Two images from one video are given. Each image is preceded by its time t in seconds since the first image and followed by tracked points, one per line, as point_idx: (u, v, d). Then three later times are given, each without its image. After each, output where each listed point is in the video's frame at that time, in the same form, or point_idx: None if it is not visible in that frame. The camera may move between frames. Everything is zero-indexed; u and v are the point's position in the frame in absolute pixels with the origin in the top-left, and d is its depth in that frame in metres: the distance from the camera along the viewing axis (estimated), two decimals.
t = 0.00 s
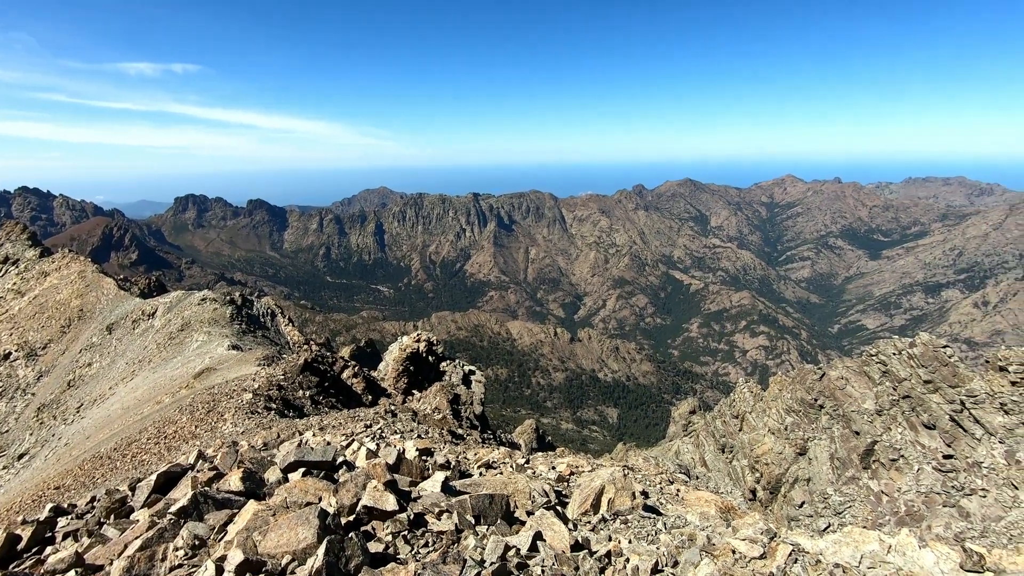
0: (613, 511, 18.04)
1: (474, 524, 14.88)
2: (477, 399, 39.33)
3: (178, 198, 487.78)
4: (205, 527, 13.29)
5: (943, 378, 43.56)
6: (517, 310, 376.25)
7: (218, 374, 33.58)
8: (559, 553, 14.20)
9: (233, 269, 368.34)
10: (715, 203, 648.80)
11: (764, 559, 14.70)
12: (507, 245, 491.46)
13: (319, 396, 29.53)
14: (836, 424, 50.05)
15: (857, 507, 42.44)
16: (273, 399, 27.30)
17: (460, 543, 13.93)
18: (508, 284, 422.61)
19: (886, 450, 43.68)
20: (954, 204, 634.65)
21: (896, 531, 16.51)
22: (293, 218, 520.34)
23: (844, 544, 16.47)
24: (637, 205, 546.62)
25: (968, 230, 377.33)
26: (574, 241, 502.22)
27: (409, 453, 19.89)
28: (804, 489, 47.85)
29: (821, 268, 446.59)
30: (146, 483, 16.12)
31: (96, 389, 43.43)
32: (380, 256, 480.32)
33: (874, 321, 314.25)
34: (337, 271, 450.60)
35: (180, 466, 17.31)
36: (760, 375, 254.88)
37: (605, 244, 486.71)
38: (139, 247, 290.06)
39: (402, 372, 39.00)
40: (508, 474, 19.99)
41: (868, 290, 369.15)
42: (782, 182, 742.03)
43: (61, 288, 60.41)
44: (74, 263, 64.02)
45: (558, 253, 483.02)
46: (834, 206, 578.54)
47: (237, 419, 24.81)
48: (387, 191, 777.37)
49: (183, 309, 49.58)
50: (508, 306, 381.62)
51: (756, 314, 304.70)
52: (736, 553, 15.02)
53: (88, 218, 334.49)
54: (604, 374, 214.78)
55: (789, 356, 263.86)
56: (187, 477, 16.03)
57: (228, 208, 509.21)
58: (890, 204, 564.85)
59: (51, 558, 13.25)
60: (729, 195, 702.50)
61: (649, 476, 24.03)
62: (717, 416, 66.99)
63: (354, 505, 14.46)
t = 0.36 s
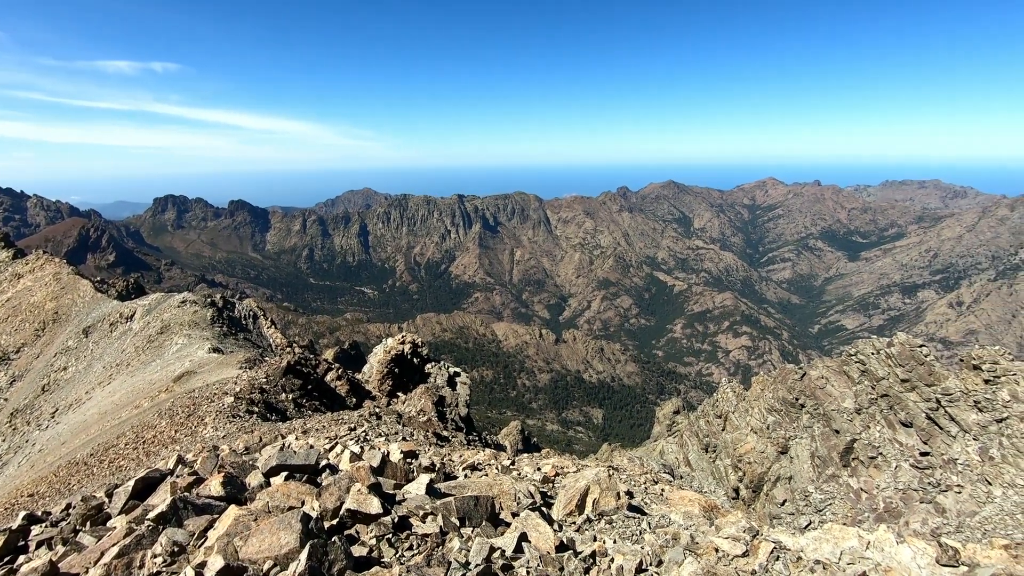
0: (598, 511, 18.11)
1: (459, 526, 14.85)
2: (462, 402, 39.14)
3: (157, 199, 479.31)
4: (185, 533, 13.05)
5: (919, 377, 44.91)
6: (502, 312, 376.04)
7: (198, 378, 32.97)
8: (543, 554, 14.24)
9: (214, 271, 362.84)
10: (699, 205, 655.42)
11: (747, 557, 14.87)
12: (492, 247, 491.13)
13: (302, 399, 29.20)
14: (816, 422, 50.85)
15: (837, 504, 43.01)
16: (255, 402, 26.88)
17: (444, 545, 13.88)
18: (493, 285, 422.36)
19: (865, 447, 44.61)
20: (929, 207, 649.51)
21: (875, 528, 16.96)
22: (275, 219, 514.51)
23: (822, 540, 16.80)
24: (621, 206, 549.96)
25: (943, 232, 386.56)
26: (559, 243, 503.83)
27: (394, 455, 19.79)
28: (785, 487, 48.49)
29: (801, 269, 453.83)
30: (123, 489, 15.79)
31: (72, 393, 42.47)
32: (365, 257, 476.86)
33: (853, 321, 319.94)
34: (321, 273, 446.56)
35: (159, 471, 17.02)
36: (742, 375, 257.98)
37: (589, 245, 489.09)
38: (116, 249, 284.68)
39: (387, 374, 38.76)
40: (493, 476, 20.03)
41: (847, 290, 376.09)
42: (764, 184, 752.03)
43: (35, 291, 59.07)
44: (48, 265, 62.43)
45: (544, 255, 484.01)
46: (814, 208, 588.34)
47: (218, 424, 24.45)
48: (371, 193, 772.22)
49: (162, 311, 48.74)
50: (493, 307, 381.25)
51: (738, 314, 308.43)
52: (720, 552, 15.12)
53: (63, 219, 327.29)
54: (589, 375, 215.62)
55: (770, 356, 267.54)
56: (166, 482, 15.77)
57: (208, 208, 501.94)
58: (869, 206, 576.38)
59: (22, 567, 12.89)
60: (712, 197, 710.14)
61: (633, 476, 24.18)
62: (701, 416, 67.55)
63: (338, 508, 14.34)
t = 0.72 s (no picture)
0: (584, 511, 18.15)
1: (445, 527, 14.86)
2: (449, 402, 39.01)
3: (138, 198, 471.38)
4: (166, 538, 12.85)
5: (900, 374, 45.67)
6: (489, 312, 375.43)
7: (181, 380, 32.58)
8: (531, 554, 14.24)
9: (197, 272, 358.00)
10: (684, 206, 660.47)
11: (732, 554, 15.02)
12: (480, 247, 490.23)
13: (287, 400, 28.93)
14: (799, 420, 51.56)
15: (820, 500, 43.65)
16: (239, 404, 26.58)
17: (431, 546, 13.79)
18: (480, 285, 421.70)
19: (847, 445, 45.28)
20: (908, 207, 661.68)
21: (856, 524, 17.21)
22: (260, 219, 509.35)
23: (807, 537, 16.95)
24: (608, 207, 552.32)
25: (922, 233, 393.96)
26: (546, 243, 504.69)
27: (380, 456, 19.69)
28: (770, 485, 49.11)
29: (785, 269, 459.45)
30: (103, 493, 15.51)
31: (50, 396, 41.67)
32: (351, 257, 473.27)
33: (835, 320, 324.59)
34: (306, 274, 442.34)
35: (140, 474, 16.75)
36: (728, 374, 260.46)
37: (576, 245, 490.53)
38: (96, 248, 279.78)
39: (373, 374, 38.53)
40: (479, 477, 19.99)
41: (829, 290, 381.47)
42: (749, 185, 759.64)
43: (12, 292, 57.85)
44: (25, 265, 61.25)
45: (531, 255, 484.42)
46: (797, 209, 596.30)
47: (201, 426, 24.12)
48: (357, 192, 767.11)
49: (144, 312, 47.98)
50: (481, 307, 380.59)
51: (723, 314, 311.21)
52: (704, 550, 15.30)
53: (40, 218, 320.60)
54: (576, 375, 216.18)
55: (755, 355, 270.51)
56: (147, 486, 15.52)
57: (191, 208, 495.10)
58: (850, 207, 585.30)
59: None
60: (698, 198, 715.98)
61: (620, 476, 24.29)
62: (687, 415, 68.05)
63: (323, 511, 14.20)
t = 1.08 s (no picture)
0: (575, 508, 18.19)
1: (436, 526, 14.82)
2: (438, 402, 38.89)
3: (122, 196, 464.88)
4: (153, 540, 12.68)
5: (884, 372, 46.61)
6: (479, 312, 374.78)
7: (167, 380, 32.21)
8: (522, 553, 14.24)
9: (183, 271, 354.02)
10: (673, 206, 663.76)
11: (721, 551, 15.20)
12: (470, 246, 489.43)
13: (275, 401, 28.65)
14: (787, 417, 52.05)
15: (807, 497, 44.15)
16: (227, 404, 26.37)
17: (421, 546, 13.76)
18: (470, 284, 420.90)
19: (833, 441, 45.85)
20: (893, 207, 671.04)
21: (842, 520, 17.46)
22: (247, 218, 505.08)
23: (794, 534, 17.18)
24: (597, 206, 554.20)
25: (906, 232, 399.48)
26: (536, 242, 505.01)
27: (370, 457, 19.60)
28: (757, 482, 49.51)
29: (772, 268, 463.58)
30: (88, 495, 15.30)
31: (32, 398, 41.01)
32: (339, 256, 469.90)
33: (821, 319, 328.07)
34: (294, 273, 438.91)
35: (125, 476, 16.50)
36: (716, 373, 262.29)
37: (566, 245, 491.49)
38: (78, 247, 276.27)
39: (363, 374, 38.28)
40: (470, 476, 19.97)
41: (816, 289, 385.75)
42: (737, 185, 765.24)
43: None
44: (6, 264, 60.27)
45: (521, 254, 484.59)
46: (784, 209, 602.19)
47: (187, 426, 23.85)
48: (346, 191, 762.74)
49: (129, 312, 47.35)
50: (470, 307, 379.97)
51: (712, 313, 313.27)
52: (694, 547, 15.44)
53: (22, 216, 315.07)
54: (565, 374, 216.48)
55: (743, 354, 272.91)
56: (132, 488, 15.33)
57: (177, 206, 489.52)
58: (837, 207, 591.98)
59: None
60: (687, 198, 719.98)
61: (610, 474, 24.35)
62: (676, 413, 68.38)
63: (313, 512, 14.10)
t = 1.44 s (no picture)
0: (568, 509, 18.18)
1: (430, 527, 14.75)
2: (432, 402, 38.74)
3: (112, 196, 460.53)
4: (145, 541, 12.59)
5: (875, 372, 47.09)
6: (472, 312, 374.43)
7: (158, 381, 31.95)
8: (516, 553, 14.27)
9: (174, 271, 351.39)
10: (666, 206, 666.16)
11: (714, 549, 15.22)
12: (463, 246, 488.67)
13: (267, 402, 28.49)
14: (778, 417, 52.42)
15: (798, 496, 44.41)
16: (219, 405, 26.18)
17: (416, 547, 13.72)
18: (463, 285, 420.53)
19: (824, 441, 46.19)
20: (883, 208, 677.65)
21: (833, 518, 17.59)
22: (238, 218, 502.64)
23: (785, 532, 17.27)
24: (590, 207, 555.77)
25: (896, 233, 403.41)
26: (529, 243, 505.70)
27: (363, 458, 19.53)
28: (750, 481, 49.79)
29: (764, 268, 466.56)
30: (77, 498, 15.13)
31: (19, 399, 40.56)
32: (331, 256, 467.79)
33: (812, 319, 330.56)
34: (286, 274, 436.78)
35: (115, 479, 16.35)
36: (708, 373, 263.66)
37: (559, 245, 492.58)
38: (68, 247, 272.76)
39: (355, 374, 38.10)
40: (464, 476, 19.92)
41: (807, 289, 388.86)
42: (729, 185, 769.49)
43: None
44: None
45: (514, 254, 484.91)
46: (776, 210, 606.40)
47: (178, 427, 23.70)
48: (339, 191, 760.04)
49: (119, 312, 47.00)
50: (463, 307, 379.49)
51: (704, 313, 314.95)
52: (688, 545, 15.45)
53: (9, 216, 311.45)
54: (558, 374, 216.63)
55: (735, 354, 274.73)
56: (123, 490, 15.19)
57: (167, 206, 486.25)
58: (827, 208, 596.72)
59: None
60: (679, 198, 722.96)
61: (603, 474, 24.39)
62: (668, 413, 68.59)
63: (305, 513, 14.05)
